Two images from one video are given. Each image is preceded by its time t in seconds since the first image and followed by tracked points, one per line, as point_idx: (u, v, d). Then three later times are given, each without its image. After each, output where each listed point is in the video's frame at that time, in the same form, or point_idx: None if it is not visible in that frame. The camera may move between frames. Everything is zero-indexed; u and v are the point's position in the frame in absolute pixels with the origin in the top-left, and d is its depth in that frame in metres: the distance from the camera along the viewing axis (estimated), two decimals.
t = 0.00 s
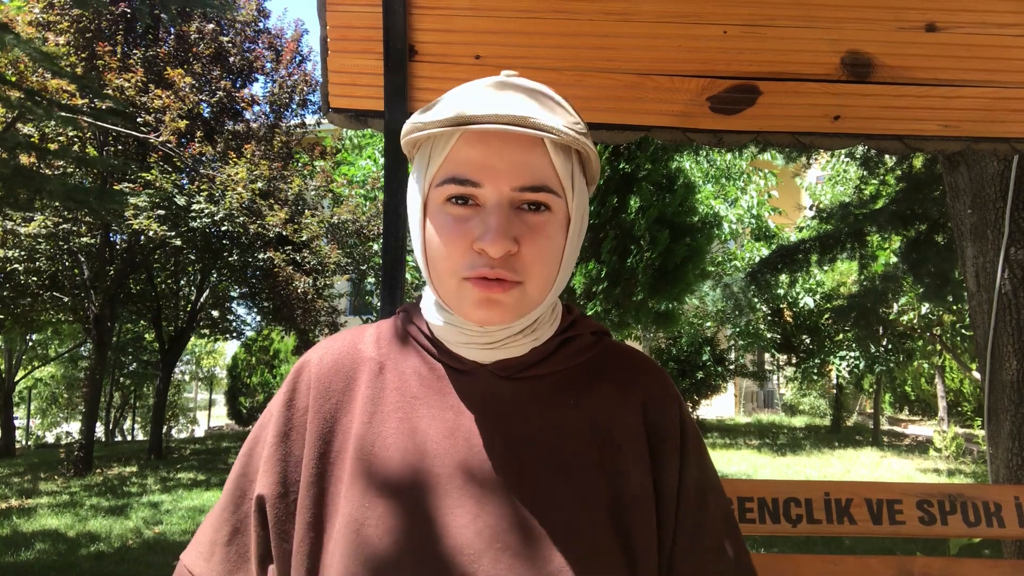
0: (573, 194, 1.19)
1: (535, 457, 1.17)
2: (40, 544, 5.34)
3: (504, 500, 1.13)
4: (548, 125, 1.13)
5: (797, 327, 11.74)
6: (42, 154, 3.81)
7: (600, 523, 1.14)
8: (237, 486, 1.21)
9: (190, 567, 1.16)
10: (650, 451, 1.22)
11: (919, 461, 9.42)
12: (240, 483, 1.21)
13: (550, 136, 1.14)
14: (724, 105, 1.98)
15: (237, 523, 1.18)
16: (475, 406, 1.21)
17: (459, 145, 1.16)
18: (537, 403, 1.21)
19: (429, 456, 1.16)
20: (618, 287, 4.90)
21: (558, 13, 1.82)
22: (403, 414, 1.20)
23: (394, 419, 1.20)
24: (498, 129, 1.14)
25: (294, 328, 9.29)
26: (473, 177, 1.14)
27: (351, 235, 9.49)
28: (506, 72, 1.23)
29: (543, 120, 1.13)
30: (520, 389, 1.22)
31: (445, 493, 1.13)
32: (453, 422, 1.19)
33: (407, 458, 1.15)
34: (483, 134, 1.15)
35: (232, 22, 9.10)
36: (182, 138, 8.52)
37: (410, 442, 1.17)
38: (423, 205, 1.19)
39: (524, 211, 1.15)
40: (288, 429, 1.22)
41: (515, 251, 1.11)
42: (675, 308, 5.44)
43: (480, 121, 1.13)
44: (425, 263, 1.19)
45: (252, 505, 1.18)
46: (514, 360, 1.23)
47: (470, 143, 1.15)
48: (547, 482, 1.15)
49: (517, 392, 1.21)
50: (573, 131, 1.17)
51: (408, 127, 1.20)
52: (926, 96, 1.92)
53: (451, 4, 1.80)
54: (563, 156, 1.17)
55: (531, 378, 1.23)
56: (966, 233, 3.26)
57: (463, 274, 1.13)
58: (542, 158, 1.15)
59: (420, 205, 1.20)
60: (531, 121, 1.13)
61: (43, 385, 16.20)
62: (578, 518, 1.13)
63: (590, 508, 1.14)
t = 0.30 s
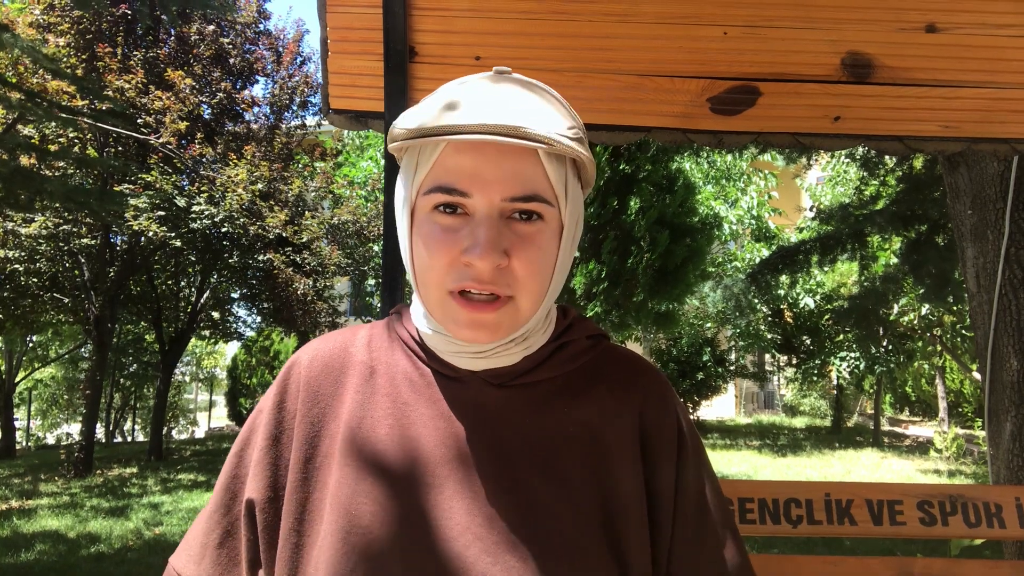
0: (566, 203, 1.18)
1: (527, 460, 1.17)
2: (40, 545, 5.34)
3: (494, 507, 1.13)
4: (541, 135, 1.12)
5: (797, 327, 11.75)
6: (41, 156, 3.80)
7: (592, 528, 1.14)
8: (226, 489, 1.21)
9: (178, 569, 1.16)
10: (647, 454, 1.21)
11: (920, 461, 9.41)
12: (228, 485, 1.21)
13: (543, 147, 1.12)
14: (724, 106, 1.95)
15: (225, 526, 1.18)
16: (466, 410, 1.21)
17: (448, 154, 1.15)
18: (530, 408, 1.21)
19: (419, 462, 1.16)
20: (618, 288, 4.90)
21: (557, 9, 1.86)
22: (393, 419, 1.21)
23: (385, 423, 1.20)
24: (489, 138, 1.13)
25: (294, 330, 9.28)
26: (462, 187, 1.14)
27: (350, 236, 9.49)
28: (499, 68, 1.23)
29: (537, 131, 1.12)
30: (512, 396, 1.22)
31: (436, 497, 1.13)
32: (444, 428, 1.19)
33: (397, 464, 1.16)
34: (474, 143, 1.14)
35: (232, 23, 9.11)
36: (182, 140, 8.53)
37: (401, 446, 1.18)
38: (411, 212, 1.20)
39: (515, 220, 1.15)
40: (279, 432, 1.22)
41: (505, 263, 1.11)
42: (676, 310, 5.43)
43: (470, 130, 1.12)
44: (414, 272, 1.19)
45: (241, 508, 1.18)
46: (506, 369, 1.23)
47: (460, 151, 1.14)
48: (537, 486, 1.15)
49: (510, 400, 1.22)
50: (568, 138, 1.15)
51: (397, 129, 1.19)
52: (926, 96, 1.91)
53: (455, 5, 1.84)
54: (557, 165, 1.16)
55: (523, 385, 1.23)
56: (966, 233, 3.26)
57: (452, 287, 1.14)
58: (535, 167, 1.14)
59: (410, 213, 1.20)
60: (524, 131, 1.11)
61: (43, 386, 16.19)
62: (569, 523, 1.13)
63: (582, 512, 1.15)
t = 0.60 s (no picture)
0: (566, 200, 1.18)
1: (527, 460, 1.17)
2: (40, 545, 5.34)
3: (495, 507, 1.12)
4: (540, 130, 1.12)
5: (797, 327, 11.74)
6: (42, 156, 3.81)
7: (592, 528, 1.14)
8: (226, 486, 1.20)
9: (176, 567, 1.16)
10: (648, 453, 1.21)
11: (920, 460, 9.41)
12: (230, 482, 1.21)
13: (542, 141, 1.13)
14: (725, 105, 1.95)
15: (225, 523, 1.18)
16: (468, 409, 1.21)
17: (447, 151, 1.15)
18: (531, 406, 1.21)
19: (421, 460, 1.16)
20: (618, 287, 4.90)
21: (557, 7, 1.84)
22: (394, 417, 1.20)
23: (386, 421, 1.20)
24: (488, 135, 1.13)
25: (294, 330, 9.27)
26: (462, 184, 1.14)
27: (350, 236, 9.48)
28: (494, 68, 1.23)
29: (536, 126, 1.12)
30: (514, 394, 1.22)
31: (438, 496, 1.13)
32: (445, 427, 1.19)
33: (399, 461, 1.16)
34: (473, 140, 1.14)
35: (232, 23, 9.12)
36: (182, 140, 8.54)
37: (403, 443, 1.18)
38: (411, 210, 1.19)
39: (516, 216, 1.15)
40: (280, 429, 1.22)
41: (507, 259, 1.11)
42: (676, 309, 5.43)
43: (469, 126, 1.12)
44: (414, 272, 1.19)
45: (242, 505, 1.18)
46: (508, 368, 1.23)
47: (459, 149, 1.15)
48: (538, 486, 1.15)
49: (513, 398, 1.22)
50: (566, 133, 1.16)
51: (395, 129, 1.20)
52: (926, 96, 1.91)
53: (453, 4, 1.82)
54: (556, 160, 1.17)
55: (526, 383, 1.23)
56: (966, 232, 3.26)
57: (453, 285, 1.14)
58: (534, 164, 1.15)
59: (410, 212, 1.20)
60: (522, 125, 1.12)
61: (43, 386, 16.19)
62: (570, 522, 1.13)
63: (583, 511, 1.14)
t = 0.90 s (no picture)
0: (570, 201, 1.19)
1: (529, 458, 1.17)
2: (40, 545, 5.33)
3: (497, 505, 1.12)
4: (547, 132, 1.13)
5: (797, 328, 11.72)
6: (42, 156, 3.81)
7: (593, 530, 1.14)
8: (229, 481, 1.20)
9: (180, 563, 1.16)
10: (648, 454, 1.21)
11: (920, 461, 9.41)
12: (233, 478, 1.21)
13: (548, 143, 1.13)
14: (725, 106, 1.96)
15: (229, 519, 1.18)
16: (469, 409, 1.21)
17: (454, 151, 1.16)
18: (533, 406, 1.21)
19: (421, 458, 1.16)
20: (619, 288, 4.90)
21: (557, 6, 1.82)
22: (397, 415, 1.20)
23: (389, 420, 1.19)
24: (495, 135, 1.13)
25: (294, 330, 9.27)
26: (469, 183, 1.14)
27: (351, 237, 9.48)
28: (501, 74, 1.22)
29: (543, 128, 1.13)
30: (516, 394, 1.22)
31: (439, 495, 1.13)
32: (447, 425, 1.19)
33: (401, 460, 1.15)
34: (480, 139, 1.14)
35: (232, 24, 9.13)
36: (182, 140, 8.53)
37: (406, 441, 1.17)
38: (417, 210, 1.19)
39: (521, 217, 1.15)
40: (283, 425, 1.22)
41: (511, 258, 1.11)
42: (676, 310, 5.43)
43: (478, 125, 1.12)
44: (417, 269, 1.19)
45: (245, 501, 1.18)
46: (509, 366, 1.23)
47: (466, 148, 1.15)
48: (538, 486, 1.15)
49: (514, 396, 1.22)
50: (571, 136, 1.16)
51: (402, 128, 1.20)
52: (926, 97, 1.92)
53: (452, 5, 1.81)
54: (561, 162, 1.17)
55: (527, 381, 1.23)
56: (967, 233, 3.26)
57: (457, 282, 1.14)
58: (540, 165, 1.15)
59: (415, 210, 1.20)
60: (530, 127, 1.12)
61: (44, 387, 16.21)
62: (570, 523, 1.13)
63: (583, 512, 1.15)
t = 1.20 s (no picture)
0: (568, 203, 1.19)
1: (525, 456, 1.17)
2: (39, 546, 5.33)
3: (493, 502, 1.12)
4: (550, 126, 1.14)
5: (797, 329, 11.75)
6: (42, 156, 3.80)
7: (589, 527, 1.13)
8: (231, 476, 1.21)
9: (181, 557, 1.15)
10: (645, 451, 1.21)
11: (920, 463, 9.41)
12: (234, 473, 1.21)
13: (550, 138, 1.15)
14: (725, 108, 1.97)
15: (231, 513, 1.18)
16: (465, 407, 1.21)
17: (459, 141, 1.17)
18: (529, 403, 1.21)
19: (419, 454, 1.16)
20: (618, 289, 4.91)
21: (562, 13, 1.81)
22: (394, 412, 1.20)
23: (386, 416, 1.20)
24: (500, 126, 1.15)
25: (294, 330, 9.27)
26: (471, 173, 1.15)
27: (351, 237, 9.48)
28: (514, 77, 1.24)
29: (546, 122, 1.14)
30: (510, 391, 1.21)
31: (437, 492, 1.13)
32: (443, 423, 1.20)
33: (398, 455, 1.16)
34: (486, 131, 1.16)
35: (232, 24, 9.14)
36: (182, 141, 8.54)
37: (403, 438, 1.18)
38: (418, 200, 1.20)
39: (519, 213, 1.16)
40: (283, 422, 1.23)
41: (506, 250, 1.11)
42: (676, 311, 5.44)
43: (484, 114, 1.14)
44: (412, 259, 1.19)
45: (247, 496, 1.18)
46: (500, 364, 1.22)
47: (471, 139, 1.16)
48: (534, 483, 1.15)
49: (507, 394, 1.21)
50: (574, 135, 1.18)
51: (411, 117, 1.21)
52: (926, 99, 1.92)
53: (449, 7, 1.80)
54: (562, 161, 1.18)
55: (521, 378, 1.22)
56: (966, 236, 3.26)
57: (451, 271, 1.14)
58: (542, 161, 1.16)
59: (416, 201, 1.20)
60: (534, 120, 1.13)
61: (43, 387, 16.20)
62: (565, 520, 1.13)
63: (580, 509, 1.14)
